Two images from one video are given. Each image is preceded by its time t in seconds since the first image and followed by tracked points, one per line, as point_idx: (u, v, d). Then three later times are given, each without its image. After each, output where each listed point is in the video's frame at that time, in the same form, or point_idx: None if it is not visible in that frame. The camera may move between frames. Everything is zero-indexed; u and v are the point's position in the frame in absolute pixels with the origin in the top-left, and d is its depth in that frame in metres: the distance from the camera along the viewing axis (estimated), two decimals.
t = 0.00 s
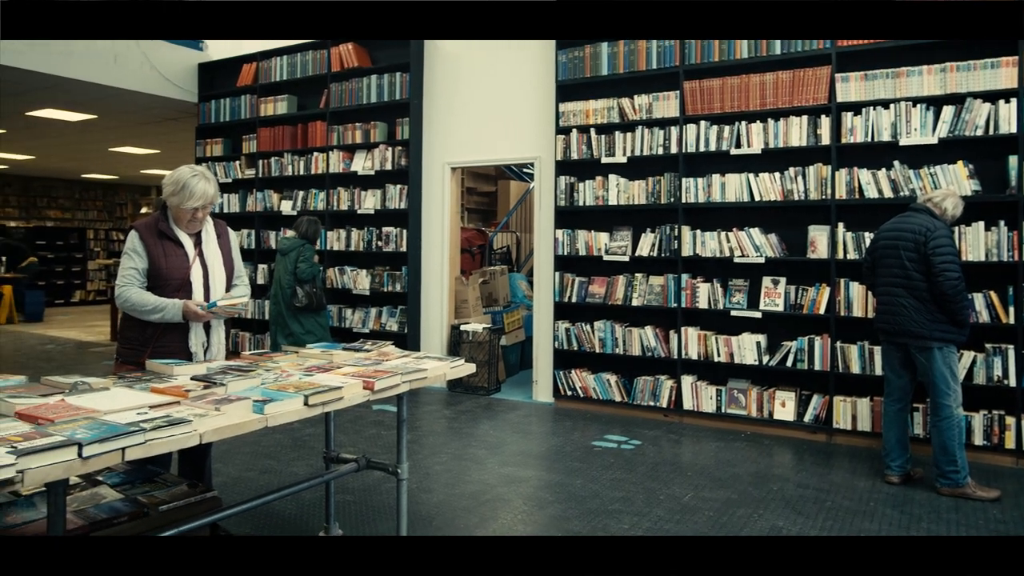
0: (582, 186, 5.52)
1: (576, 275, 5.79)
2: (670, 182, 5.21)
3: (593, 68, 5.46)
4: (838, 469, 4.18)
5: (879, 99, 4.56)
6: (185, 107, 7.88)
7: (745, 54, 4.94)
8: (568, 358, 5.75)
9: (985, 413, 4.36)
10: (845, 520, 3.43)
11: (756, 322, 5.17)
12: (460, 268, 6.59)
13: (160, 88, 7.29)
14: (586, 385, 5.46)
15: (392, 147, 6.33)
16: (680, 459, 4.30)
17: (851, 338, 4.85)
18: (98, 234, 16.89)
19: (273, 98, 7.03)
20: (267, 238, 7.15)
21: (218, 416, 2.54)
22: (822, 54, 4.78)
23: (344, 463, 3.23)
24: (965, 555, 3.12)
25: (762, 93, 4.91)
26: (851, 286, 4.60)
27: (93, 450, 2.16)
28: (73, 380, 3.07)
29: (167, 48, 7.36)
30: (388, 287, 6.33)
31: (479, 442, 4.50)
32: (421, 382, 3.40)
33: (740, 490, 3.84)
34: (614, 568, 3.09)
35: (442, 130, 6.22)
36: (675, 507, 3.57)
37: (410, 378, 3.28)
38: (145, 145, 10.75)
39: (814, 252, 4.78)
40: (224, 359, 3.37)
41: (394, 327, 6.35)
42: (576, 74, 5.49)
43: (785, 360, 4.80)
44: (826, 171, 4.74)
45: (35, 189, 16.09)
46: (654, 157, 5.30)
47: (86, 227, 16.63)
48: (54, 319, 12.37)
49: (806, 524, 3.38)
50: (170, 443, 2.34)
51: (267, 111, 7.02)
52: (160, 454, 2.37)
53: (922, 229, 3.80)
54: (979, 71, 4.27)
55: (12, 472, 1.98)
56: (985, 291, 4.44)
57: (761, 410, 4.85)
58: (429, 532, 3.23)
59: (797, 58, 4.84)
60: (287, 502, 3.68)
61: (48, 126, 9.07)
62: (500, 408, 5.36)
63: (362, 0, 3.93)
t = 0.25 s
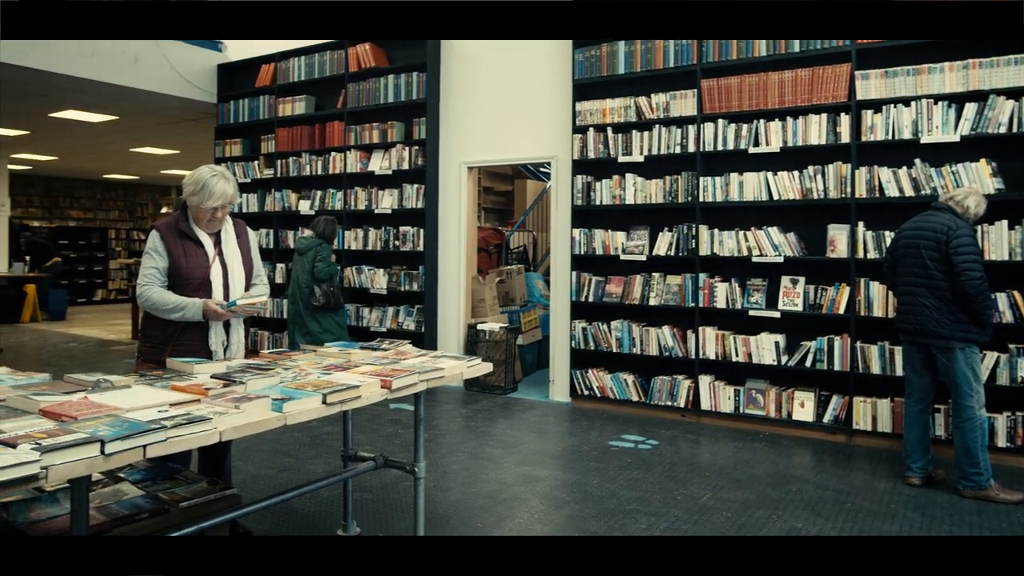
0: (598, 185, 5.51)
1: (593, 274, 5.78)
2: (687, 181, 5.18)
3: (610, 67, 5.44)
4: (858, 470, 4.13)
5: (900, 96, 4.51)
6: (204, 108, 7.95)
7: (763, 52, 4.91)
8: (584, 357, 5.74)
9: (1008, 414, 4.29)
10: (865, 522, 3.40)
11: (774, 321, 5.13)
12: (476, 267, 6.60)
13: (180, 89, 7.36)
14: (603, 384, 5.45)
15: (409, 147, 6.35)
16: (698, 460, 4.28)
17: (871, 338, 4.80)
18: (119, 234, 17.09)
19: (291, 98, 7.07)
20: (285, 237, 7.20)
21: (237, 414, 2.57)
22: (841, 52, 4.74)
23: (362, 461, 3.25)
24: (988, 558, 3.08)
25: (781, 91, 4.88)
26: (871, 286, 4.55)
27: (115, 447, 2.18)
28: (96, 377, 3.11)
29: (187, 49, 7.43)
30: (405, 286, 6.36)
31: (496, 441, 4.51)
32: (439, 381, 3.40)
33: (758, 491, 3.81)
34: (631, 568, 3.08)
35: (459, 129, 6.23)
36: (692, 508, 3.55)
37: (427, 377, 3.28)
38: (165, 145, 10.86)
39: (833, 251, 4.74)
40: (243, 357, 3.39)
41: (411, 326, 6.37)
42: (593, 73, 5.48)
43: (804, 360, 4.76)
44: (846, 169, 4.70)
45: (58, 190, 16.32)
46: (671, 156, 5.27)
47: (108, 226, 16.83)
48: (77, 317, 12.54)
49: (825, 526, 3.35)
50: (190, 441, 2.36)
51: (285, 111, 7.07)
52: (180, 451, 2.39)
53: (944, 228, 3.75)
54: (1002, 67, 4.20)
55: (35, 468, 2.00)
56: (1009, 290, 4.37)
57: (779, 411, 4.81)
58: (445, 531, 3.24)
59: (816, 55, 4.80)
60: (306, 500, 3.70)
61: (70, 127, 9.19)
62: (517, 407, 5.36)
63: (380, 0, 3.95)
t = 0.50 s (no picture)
0: (619, 184, 5.48)
1: (614, 274, 5.76)
2: (709, 179, 5.15)
3: (630, 66, 5.41)
4: (883, 472, 4.08)
5: (926, 93, 4.44)
6: (227, 109, 8.03)
7: (785, 49, 4.87)
8: (605, 357, 5.72)
9: None
10: (890, 525, 3.35)
11: (797, 321, 5.08)
12: (496, 267, 6.60)
13: (203, 90, 7.45)
14: (623, 384, 5.43)
15: (429, 147, 6.37)
16: (719, 461, 4.24)
17: (896, 338, 4.73)
18: (144, 234, 17.32)
19: (312, 99, 7.12)
20: (307, 236, 7.25)
21: (260, 412, 2.59)
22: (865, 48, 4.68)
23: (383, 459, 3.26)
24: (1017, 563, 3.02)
25: (803, 88, 4.83)
26: (896, 286, 4.49)
27: (140, 444, 2.21)
28: (122, 375, 3.15)
29: (210, 51, 7.52)
30: (425, 285, 6.38)
31: (516, 441, 4.50)
32: (459, 380, 3.41)
33: (781, 492, 3.78)
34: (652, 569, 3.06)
35: (478, 129, 6.23)
36: (714, 509, 3.53)
37: (448, 376, 3.29)
38: (188, 146, 10.99)
39: (857, 250, 4.68)
40: (265, 355, 3.42)
41: (431, 325, 6.40)
42: (613, 72, 5.46)
43: (827, 360, 4.71)
44: (870, 167, 4.63)
45: (84, 190, 16.59)
46: (692, 154, 5.24)
47: (133, 226, 17.06)
48: (103, 316, 12.72)
49: (849, 528, 3.30)
50: (214, 438, 2.38)
51: (306, 112, 7.12)
52: (204, 449, 2.41)
53: (970, 227, 3.69)
54: None
55: (63, 464, 2.03)
56: None
57: (802, 412, 4.76)
58: (466, 530, 3.24)
59: (839, 53, 4.74)
60: (327, 498, 3.72)
61: (96, 129, 9.33)
62: (537, 407, 5.35)
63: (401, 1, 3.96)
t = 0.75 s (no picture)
0: (635, 183, 5.46)
1: (630, 273, 5.74)
2: (726, 178, 5.12)
3: (647, 64, 5.39)
4: (903, 473, 4.03)
5: (947, 90, 4.38)
6: (245, 109, 8.09)
7: (804, 47, 4.83)
8: (621, 357, 5.70)
9: None
10: (911, 527, 3.31)
11: (816, 321, 5.04)
12: (513, 266, 6.60)
13: (221, 91, 7.51)
14: (640, 384, 5.41)
15: (445, 147, 6.38)
16: (737, 461, 4.22)
17: (916, 338, 4.68)
18: (164, 233, 17.51)
19: (329, 99, 7.16)
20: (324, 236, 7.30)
21: (278, 410, 2.61)
22: (885, 45, 4.63)
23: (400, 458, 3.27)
24: None
25: (822, 86, 4.78)
26: (917, 285, 4.43)
27: (161, 441, 2.23)
28: (142, 373, 3.18)
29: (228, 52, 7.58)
30: (442, 284, 6.40)
31: (533, 440, 4.50)
32: (476, 379, 3.41)
33: (799, 493, 3.74)
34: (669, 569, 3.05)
35: (494, 129, 6.24)
36: (731, 510, 3.50)
37: (465, 375, 3.29)
38: (207, 147, 11.08)
39: (877, 250, 4.63)
40: (283, 354, 3.44)
41: (448, 324, 6.41)
42: (629, 70, 5.44)
43: (847, 360, 4.66)
44: (890, 166, 4.58)
45: (106, 190, 16.79)
46: (709, 153, 5.21)
47: (153, 225, 17.24)
48: (123, 314, 12.87)
49: (869, 530, 3.27)
50: (233, 436, 2.40)
51: (324, 112, 7.16)
52: (224, 446, 2.44)
53: (992, 225, 3.64)
54: None
55: (86, 460, 2.06)
56: None
57: (821, 412, 4.72)
58: (482, 530, 3.24)
59: (859, 50, 4.70)
60: (345, 496, 3.74)
61: (117, 130, 9.45)
62: (553, 406, 5.35)
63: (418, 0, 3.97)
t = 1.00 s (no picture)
0: (652, 182, 5.44)
1: (647, 273, 5.71)
2: (744, 177, 5.08)
3: (664, 63, 5.37)
4: (924, 475, 3.99)
5: (969, 88, 4.32)
6: (263, 110, 8.15)
7: (823, 44, 4.79)
8: (638, 357, 5.68)
9: None
10: (932, 529, 3.27)
11: (835, 321, 4.99)
12: (529, 266, 6.60)
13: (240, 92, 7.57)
14: (657, 384, 5.39)
15: (462, 146, 6.39)
16: (755, 462, 4.19)
17: (937, 339, 4.62)
18: (183, 233, 17.68)
19: (346, 99, 7.19)
20: (342, 236, 7.33)
21: (297, 409, 2.62)
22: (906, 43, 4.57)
23: (417, 457, 3.28)
24: None
25: (841, 84, 4.73)
26: (938, 286, 4.38)
27: (182, 439, 2.25)
28: (162, 371, 3.21)
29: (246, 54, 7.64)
30: (459, 284, 6.41)
31: (549, 440, 4.50)
32: (493, 379, 3.41)
33: (818, 495, 3.71)
34: (686, 569, 3.04)
35: (511, 128, 6.24)
36: (749, 511, 3.48)
37: (482, 374, 3.29)
38: (226, 147, 11.17)
39: (897, 249, 4.58)
40: (301, 353, 3.46)
41: (464, 324, 6.42)
42: (646, 69, 5.42)
43: (866, 361, 4.62)
44: (911, 164, 4.53)
45: (126, 190, 16.99)
46: (727, 152, 5.18)
47: (172, 225, 17.41)
48: (143, 314, 13.00)
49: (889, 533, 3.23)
50: (253, 434, 2.42)
51: (341, 112, 7.20)
52: (243, 445, 2.45)
53: (1016, 224, 3.59)
54: None
55: (108, 457, 2.08)
56: None
57: (840, 413, 4.68)
58: (498, 529, 3.24)
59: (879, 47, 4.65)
60: (362, 494, 3.76)
61: (138, 131, 9.55)
62: (570, 406, 5.34)
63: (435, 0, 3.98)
